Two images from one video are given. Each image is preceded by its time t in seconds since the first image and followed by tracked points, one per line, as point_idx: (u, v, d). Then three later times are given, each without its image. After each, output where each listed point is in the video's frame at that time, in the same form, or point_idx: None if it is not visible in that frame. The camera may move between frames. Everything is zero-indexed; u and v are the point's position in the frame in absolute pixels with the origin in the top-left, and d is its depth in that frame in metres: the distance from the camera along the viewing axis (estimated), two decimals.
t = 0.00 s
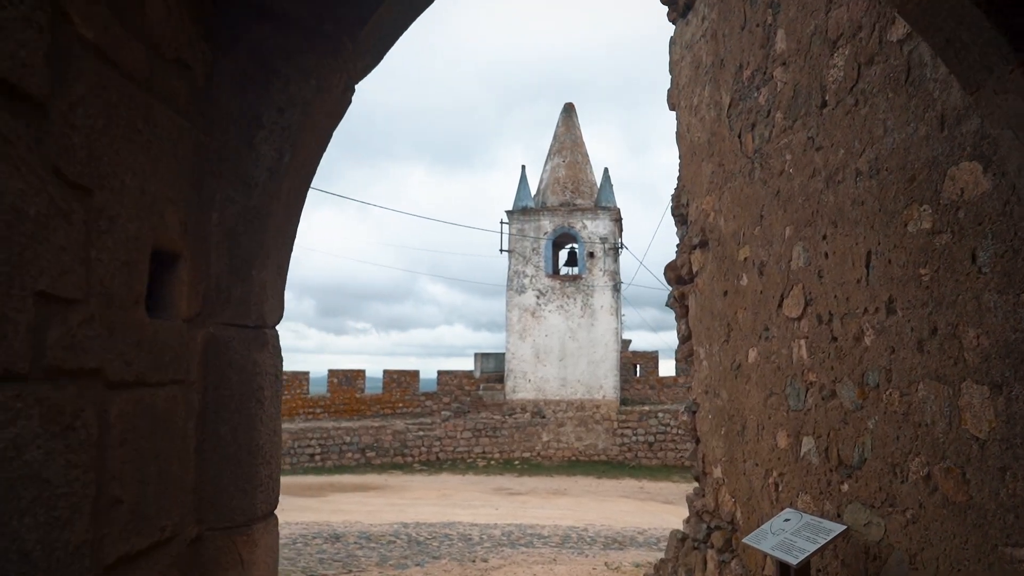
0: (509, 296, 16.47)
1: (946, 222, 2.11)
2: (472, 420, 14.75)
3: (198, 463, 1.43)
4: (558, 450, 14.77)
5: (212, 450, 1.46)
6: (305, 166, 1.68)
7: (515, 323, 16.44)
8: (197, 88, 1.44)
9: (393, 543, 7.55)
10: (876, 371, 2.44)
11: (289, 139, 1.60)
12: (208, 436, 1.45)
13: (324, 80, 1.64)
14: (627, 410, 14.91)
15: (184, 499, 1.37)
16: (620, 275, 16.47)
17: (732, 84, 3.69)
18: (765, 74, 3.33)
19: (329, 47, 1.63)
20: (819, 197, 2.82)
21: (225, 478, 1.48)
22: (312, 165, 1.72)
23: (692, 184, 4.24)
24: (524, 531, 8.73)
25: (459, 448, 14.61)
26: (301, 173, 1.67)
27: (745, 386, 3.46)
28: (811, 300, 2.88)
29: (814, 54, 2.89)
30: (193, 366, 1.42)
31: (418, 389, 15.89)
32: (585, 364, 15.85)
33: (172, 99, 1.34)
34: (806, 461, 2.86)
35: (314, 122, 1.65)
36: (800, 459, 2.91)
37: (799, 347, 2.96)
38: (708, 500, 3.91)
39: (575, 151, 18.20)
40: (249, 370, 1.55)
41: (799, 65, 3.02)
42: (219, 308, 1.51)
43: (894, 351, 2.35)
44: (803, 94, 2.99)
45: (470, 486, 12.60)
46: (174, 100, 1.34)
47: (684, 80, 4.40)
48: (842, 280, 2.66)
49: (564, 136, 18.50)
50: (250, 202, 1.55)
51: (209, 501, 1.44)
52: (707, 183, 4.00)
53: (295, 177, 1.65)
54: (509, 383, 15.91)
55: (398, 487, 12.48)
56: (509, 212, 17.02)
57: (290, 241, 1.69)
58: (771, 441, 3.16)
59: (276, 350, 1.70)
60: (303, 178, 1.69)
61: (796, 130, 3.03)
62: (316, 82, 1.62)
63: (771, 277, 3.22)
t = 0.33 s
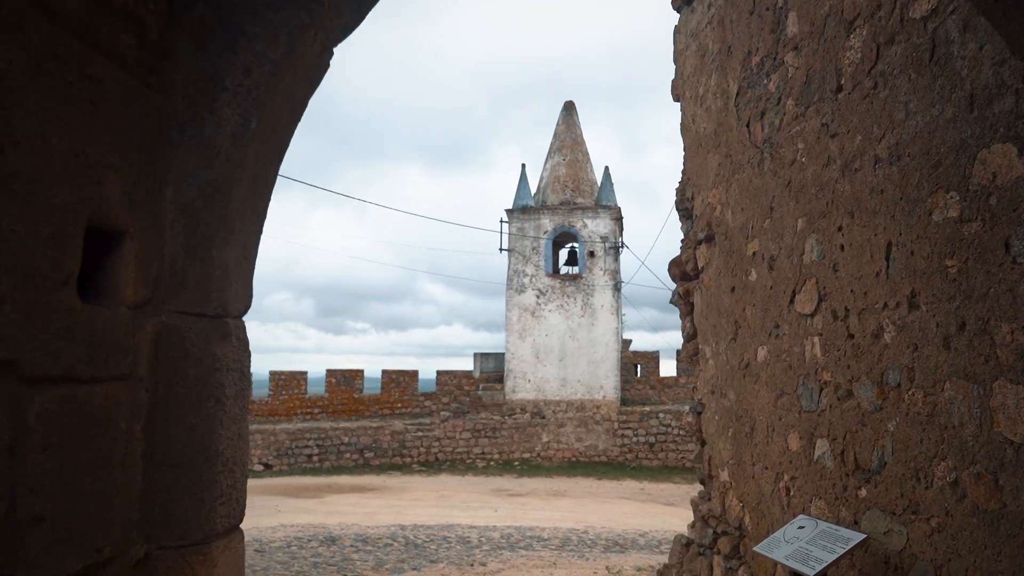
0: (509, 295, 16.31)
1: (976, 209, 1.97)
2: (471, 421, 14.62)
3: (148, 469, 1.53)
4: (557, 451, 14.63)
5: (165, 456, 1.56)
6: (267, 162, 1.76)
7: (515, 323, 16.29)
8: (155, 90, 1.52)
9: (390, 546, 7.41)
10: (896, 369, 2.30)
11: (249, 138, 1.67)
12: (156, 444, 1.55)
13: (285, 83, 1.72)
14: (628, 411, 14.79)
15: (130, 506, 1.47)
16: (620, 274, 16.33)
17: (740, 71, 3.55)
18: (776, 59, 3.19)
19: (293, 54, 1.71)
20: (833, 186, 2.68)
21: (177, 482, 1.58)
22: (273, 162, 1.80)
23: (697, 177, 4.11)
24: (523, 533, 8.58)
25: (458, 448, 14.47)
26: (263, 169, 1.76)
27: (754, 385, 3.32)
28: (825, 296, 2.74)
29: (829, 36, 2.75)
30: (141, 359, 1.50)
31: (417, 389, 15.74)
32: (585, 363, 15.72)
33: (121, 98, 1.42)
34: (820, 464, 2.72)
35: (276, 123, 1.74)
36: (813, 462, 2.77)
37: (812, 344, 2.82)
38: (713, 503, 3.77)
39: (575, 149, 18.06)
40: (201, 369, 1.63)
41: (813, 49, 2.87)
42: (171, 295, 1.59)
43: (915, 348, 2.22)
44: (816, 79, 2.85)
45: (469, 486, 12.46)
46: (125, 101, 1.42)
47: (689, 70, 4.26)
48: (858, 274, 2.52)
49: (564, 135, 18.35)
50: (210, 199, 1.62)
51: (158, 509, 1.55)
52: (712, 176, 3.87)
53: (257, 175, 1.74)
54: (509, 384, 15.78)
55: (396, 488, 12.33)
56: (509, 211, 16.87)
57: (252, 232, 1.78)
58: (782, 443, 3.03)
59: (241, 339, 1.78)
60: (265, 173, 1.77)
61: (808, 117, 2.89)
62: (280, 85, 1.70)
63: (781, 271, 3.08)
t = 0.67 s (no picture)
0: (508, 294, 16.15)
1: (1006, 191, 1.83)
2: (469, 421, 14.46)
3: (65, 486, 1.63)
4: (557, 451, 14.48)
5: (83, 474, 1.65)
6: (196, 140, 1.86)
7: (514, 322, 16.14)
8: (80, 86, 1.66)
9: (385, 549, 7.25)
10: (916, 366, 2.15)
11: (168, 117, 1.78)
12: (74, 442, 1.64)
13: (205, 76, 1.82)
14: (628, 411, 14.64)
15: (40, 522, 1.58)
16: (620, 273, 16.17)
17: (746, 56, 3.41)
18: (784, 41, 3.04)
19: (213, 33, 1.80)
20: (846, 172, 2.53)
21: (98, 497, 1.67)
22: (207, 141, 1.90)
23: (700, 168, 3.97)
24: (521, 535, 8.41)
25: (457, 449, 14.32)
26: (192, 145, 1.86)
27: (761, 384, 3.17)
28: (837, 288, 2.59)
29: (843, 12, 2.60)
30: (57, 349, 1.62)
31: (415, 388, 15.59)
32: (584, 363, 15.56)
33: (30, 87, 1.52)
34: (833, 467, 2.57)
35: (201, 100, 1.83)
36: (826, 465, 2.62)
37: (824, 340, 2.67)
38: (718, 507, 3.63)
39: (575, 147, 17.92)
40: (133, 367, 1.72)
41: (824, 28, 2.73)
42: (96, 277, 1.70)
43: (939, 342, 2.06)
44: (828, 60, 2.70)
45: (467, 487, 12.30)
46: (33, 90, 1.52)
47: (692, 57, 4.12)
48: (875, 264, 2.37)
49: (564, 132, 18.21)
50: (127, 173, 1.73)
51: (76, 527, 1.65)
52: (716, 166, 3.72)
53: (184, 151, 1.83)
54: (508, 384, 15.64)
55: (393, 489, 12.18)
56: (508, 209, 16.73)
57: (189, 207, 1.88)
58: (791, 443, 2.88)
59: (179, 326, 1.86)
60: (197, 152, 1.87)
61: (820, 100, 2.74)
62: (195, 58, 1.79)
63: (790, 263, 2.93)
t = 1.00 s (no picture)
0: (508, 293, 16.00)
1: None
2: (468, 421, 14.31)
3: None
4: (557, 452, 14.33)
5: None
6: (142, 97, 1.72)
7: (514, 321, 15.99)
8: None
9: (382, 551, 7.12)
10: (942, 360, 2.01)
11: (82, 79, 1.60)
12: None
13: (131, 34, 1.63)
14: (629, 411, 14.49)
15: None
16: (620, 271, 16.01)
17: (754, 39, 3.26)
18: (795, 21, 2.90)
19: None
20: (864, 156, 2.39)
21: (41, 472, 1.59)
22: (148, 98, 1.75)
23: (706, 157, 3.82)
24: (520, 537, 8.27)
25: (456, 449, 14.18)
26: (134, 103, 1.71)
27: (771, 381, 3.02)
28: (853, 279, 2.45)
29: None
30: None
31: (414, 388, 15.46)
32: (584, 362, 15.41)
33: None
34: (849, 468, 2.43)
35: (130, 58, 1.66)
36: (841, 466, 2.47)
37: (840, 334, 2.53)
38: (724, 510, 3.49)
39: (575, 145, 17.80)
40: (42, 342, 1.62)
41: (839, 4, 2.58)
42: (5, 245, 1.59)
43: (967, 334, 1.92)
44: (843, 39, 2.56)
45: (466, 488, 12.16)
46: None
47: (696, 43, 3.98)
48: (895, 252, 2.23)
49: (564, 130, 18.09)
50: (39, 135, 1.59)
51: None
52: (722, 155, 3.58)
53: (127, 108, 1.69)
54: (507, 383, 15.50)
55: (391, 489, 12.05)
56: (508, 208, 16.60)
57: (124, 167, 1.74)
58: (803, 443, 2.73)
59: (106, 304, 1.73)
60: (143, 111, 1.74)
61: (834, 80, 2.60)
62: (148, 21, 1.64)
63: (802, 253, 2.79)
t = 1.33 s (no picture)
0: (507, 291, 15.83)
1: None
2: (468, 421, 14.15)
3: None
4: (557, 452, 14.17)
5: None
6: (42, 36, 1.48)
7: (513, 320, 15.83)
8: None
9: (379, 554, 6.96)
10: (979, 355, 1.84)
11: None
12: None
13: None
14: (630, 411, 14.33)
15: None
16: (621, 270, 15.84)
17: (766, 18, 3.09)
18: None
19: None
20: (889, 136, 2.22)
21: None
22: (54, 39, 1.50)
23: (714, 145, 3.66)
24: (520, 539, 8.11)
25: (455, 449, 14.02)
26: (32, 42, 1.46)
27: (784, 379, 2.86)
28: (876, 269, 2.28)
29: None
30: None
31: (413, 387, 15.30)
32: (585, 362, 15.24)
33: None
34: (872, 472, 2.27)
35: None
36: (863, 470, 2.31)
37: (861, 328, 2.36)
38: (734, 514, 3.33)
39: (575, 142, 17.62)
40: None
41: None
42: None
43: (1009, 326, 1.76)
44: (865, 12, 2.40)
45: (465, 489, 11.99)
46: None
47: (704, 27, 3.81)
48: (924, 238, 2.06)
49: (564, 127, 17.91)
50: None
51: None
52: (732, 142, 3.41)
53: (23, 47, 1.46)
54: (507, 383, 15.34)
55: (390, 490, 11.88)
56: (508, 206, 16.43)
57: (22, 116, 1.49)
58: (820, 445, 2.57)
59: None
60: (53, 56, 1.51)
61: (856, 57, 2.43)
62: None
63: (820, 242, 2.62)
